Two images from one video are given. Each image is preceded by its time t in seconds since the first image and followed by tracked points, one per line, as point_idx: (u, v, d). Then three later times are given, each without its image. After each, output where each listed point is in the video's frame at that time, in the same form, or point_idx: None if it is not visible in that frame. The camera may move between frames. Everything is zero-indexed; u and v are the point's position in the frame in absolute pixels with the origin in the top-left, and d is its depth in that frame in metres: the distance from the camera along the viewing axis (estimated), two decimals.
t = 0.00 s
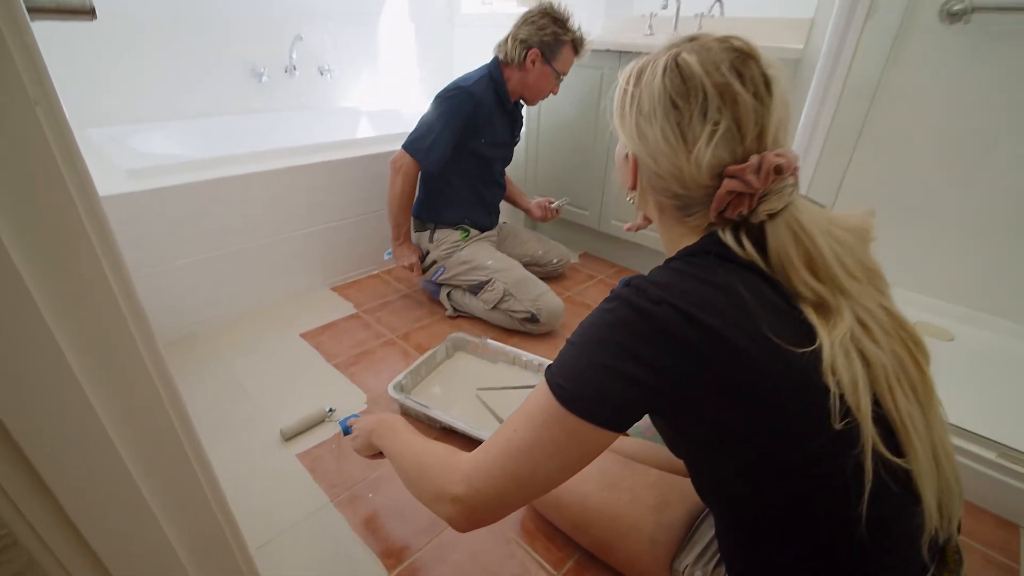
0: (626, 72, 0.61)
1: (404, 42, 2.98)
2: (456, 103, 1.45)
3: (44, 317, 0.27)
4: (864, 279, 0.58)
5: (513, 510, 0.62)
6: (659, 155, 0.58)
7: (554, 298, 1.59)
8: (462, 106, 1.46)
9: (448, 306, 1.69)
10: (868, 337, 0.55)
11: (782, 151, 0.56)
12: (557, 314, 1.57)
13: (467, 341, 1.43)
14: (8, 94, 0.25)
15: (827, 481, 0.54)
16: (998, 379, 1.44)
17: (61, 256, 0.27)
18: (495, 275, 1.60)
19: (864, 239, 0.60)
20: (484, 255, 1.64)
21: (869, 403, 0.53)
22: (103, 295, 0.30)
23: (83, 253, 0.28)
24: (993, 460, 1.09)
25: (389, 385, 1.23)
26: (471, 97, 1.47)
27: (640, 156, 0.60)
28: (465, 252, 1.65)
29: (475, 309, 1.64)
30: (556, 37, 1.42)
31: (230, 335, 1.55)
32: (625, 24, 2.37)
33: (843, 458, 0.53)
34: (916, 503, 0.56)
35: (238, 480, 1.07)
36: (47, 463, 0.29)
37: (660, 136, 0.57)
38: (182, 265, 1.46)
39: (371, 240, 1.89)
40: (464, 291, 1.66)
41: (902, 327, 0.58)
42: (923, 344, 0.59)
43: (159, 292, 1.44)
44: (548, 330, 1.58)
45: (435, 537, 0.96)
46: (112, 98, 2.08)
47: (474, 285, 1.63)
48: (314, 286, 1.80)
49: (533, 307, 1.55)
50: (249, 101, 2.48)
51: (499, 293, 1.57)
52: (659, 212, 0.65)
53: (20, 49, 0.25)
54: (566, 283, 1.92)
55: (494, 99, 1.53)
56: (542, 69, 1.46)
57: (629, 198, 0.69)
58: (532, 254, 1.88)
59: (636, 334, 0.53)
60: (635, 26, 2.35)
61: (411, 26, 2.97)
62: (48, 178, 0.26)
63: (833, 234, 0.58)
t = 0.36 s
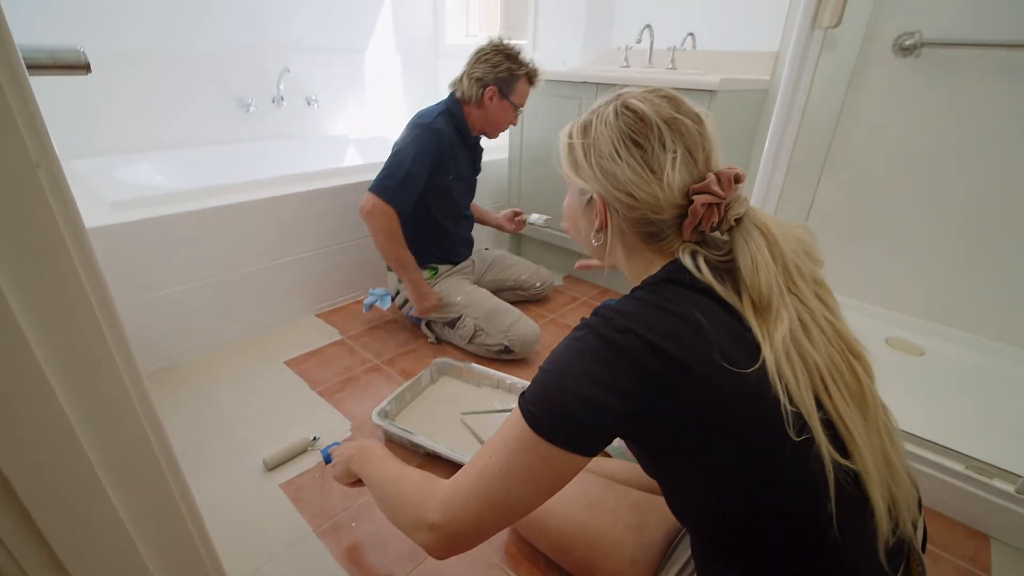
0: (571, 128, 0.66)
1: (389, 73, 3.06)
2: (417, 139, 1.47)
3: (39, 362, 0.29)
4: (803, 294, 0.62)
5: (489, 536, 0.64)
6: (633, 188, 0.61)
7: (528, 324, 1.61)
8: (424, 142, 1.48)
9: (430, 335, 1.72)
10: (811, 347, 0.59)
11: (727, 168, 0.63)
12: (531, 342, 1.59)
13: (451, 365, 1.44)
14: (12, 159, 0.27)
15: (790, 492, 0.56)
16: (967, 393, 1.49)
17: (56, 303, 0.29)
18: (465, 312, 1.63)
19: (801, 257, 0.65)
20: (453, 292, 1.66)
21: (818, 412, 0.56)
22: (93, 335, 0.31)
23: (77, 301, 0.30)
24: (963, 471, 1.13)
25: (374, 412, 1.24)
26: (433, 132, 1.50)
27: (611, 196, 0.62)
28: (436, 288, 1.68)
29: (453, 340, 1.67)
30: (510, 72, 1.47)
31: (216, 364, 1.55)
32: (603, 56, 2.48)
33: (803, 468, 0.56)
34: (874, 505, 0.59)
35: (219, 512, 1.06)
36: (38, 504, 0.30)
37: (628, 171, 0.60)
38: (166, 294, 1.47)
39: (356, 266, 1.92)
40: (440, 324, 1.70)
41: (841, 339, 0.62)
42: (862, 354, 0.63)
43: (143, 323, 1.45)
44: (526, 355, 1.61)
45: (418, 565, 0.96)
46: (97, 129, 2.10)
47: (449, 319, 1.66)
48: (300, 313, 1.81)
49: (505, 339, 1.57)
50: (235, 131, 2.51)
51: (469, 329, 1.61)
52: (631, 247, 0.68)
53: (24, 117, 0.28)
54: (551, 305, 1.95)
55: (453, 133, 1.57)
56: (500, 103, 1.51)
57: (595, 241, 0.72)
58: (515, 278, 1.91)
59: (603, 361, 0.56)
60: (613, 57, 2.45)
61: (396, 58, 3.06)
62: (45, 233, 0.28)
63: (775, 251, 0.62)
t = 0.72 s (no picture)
0: (547, 161, 0.69)
1: (380, 96, 3.12)
2: (392, 172, 1.49)
3: (39, 386, 0.30)
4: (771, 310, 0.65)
5: (475, 556, 0.65)
6: (614, 216, 0.63)
7: (516, 341, 1.62)
8: (400, 172, 1.51)
9: (420, 355, 1.73)
10: (778, 360, 0.62)
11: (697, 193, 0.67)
12: (520, 360, 1.61)
13: (441, 384, 1.46)
14: (25, 201, 0.29)
15: (764, 502, 0.58)
16: (947, 403, 1.53)
17: (59, 333, 0.31)
18: (452, 335, 1.64)
19: (768, 274, 0.68)
20: (437, 315, 1.66)
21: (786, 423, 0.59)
22: (90, 355, 0.32)
23: (81, 331, 0.32)
24: (941, 480, 1.18)
25: (364, 431, 1.25)
26: (402, 162, 1.52)
27: (592, 224, 0.65)
28: (421, 315, 1.68)
29: (444, 362, 1.69)
30: (463, 88, 1.53)
31: (206, 385, 1.55)
32: (588, 79, 2.55)
33: (775, 477, 0.58)
34: (845, 512, 0.60)
35: (208, 535, 1.06)
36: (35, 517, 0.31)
37: (608, 200, 0.63)
38: (158, 315, 1.48)
39: (347, 286, 1.93)
40: (430, 347, 1.71)
41: (807, 352, 0.65)
42: (829, 366, 0.66)
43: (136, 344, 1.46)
44: (516, 372, 1.63)
45: None
46: (90, 151, 2.12)
47: (437, 342, 1.67)
48: (291, 333, 1.82)
49: (494, 358, 1.59)
50: (227, 153, 2.53)
51: (458, 352, 1.62)
52: (612, 271, 0.70)
53: (38, 162, 0.30)
54: (540, 322, 1.98)
55: (422, 159, 1.58)
56: (459, 119, 1.57)
57: (577, 266, 0.74)
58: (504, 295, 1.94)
59: (582, 380, 0.58)
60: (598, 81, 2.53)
61: (386, 82, 3.13)
62: (53, 269, 0.30)
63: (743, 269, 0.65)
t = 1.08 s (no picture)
0: (550, 174, 0.72)
1: (375, 114, 3.17)
2: (396, 179, 1.53)
3: (61, 402, 0.32)
4: (756, 330, 0.69)
5: (469, 564, 0.67)
6: (597, 239, 0.66)
7: (512, 352, 1.65)
8: (404, 180, 1.53)
9: (417, 368, 1.75)
10: (764, 381, 0.65)
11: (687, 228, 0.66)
12: (517, 369, 1.64)
13: (436, 398, 1.47)
14: (52, 233, 0.31)
15: (747, 513, 0.60)
16: (932, 413, 1.56)
17: (81, 356, 0.32)
18: (450, 346, 1.66)
19: (756, 301, 0.72)
20: (435, 328, 1.69)
21: (769, 441, 0.61)
22: (109, 373, 0.34)
23: (100, 354, 0.34)
24: (926, 489, 1.21)
25: (360, 445, 1.26)
26: (408, 170, 1.55)
27: (578, 242, 0.69)
28: (418, 326, 1.70)
29: (440, 373, 1.70)
30: (462, 108, 1.58)
31: (202, 401, 1.56)
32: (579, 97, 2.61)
33: (759, 489, 0.60)
34: (827, 530, 0.62)
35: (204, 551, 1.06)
36: (54, 530, 0.33)
37: (593, 224, 0.66)
38: (156, 331, 1.50)
39: (342, 301, 1.95)
40: (427, 359, 1.72)
41: (793, 374, 0.68)
42: (814, 387, 0.69)
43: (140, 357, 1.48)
44: (512, 382, 1.65)
45: None
46: (90, 171, 2.14)
47: (434, 354, 1.69)
48: (286, 348, 1.83)
49: (492, 367, 1.61)
50: (223, 170, 2.56)
51: (457, 362, 1.64)
52: (596, 288, 0.74)
53: (66, 195, 0.31)
54: (533, 336, 2.00)
55: (427, 172, 1.62)
56: (456, 137, 1.61)
57: (568, 277, 0.78)
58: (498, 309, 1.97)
59: (573, 392, 0.60)
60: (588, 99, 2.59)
61: (381, 100, 3.18)
62: (77, 297, 0.32)
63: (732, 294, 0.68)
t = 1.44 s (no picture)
0: (554, 179, 0.74)
1: (370, 123, 3.20)
2: (383, 191, 1.55)
3: (71, 406, 0.33)
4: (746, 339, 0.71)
5: (466, 566, 0.69)
6: (593, 248, 0.69)
7: (507, 359, 1.67)
8: (391, 192, 1.55)
9: (412, 376, 1.76)
10: (753, 390, 0.67)
11: (683, 242, 0.70)
12: (512, 376, 1.65)
13: (431, 406, 1.48)
14: (68, 245, 0.32)
15: (735, 516, 0.62)
16: (919, 417, 1.60)
17: (92, 360, 0.34)
18: (445, 354, 1.67)
19: (744, 312, 0.74)
20: (430, 336, 1.70)
21: (758, 450, 0.63)
22: (117, 377, 0.36)
23: (110, 360, 0.35)
24: (913, 492, 1.23)
25: (356, 453, 1.27)
26: (396, 182, 1.57)
27: (575, 247, 0.71)
28: (413, 335, 1.72)
29: (436, 382, 1.72)
30: (445, 120, 1.61)
31: (198, 409, 1.57)
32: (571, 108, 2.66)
33: (747, 494, 0.62)
34: (813, 536, 0.64)
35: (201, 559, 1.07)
36: (66, 533, 0.34)
37: (591, 232, 0.68)
38: (152, 339, 1.50)
39: (338, 309, 1.97)
40: (422, 367, 1.74)
41: (781, 382, 0.70)
42: (801, 395, 0.71)
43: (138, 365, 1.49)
44: (506, 389, 1.67)
45: None
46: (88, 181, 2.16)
47: (429, 363, 1.71)
48: (282, 357, 1.84)
49: (487, 375, 1.63)
50: (219, 180, 2.58)
51: (452, 370, 1.65)
52: (590, 292, 0.76)
53: (79, 207, 0.33)
54: (527, 343, 2.02)
55: (415, 183, 1.65)
56: (439, 148, 1.64)
57: (563, 280, 0.80)
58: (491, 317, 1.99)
59: (567, 396, 0.62)
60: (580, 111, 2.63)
61: (376, 111, 3.22)
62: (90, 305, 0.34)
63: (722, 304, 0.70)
